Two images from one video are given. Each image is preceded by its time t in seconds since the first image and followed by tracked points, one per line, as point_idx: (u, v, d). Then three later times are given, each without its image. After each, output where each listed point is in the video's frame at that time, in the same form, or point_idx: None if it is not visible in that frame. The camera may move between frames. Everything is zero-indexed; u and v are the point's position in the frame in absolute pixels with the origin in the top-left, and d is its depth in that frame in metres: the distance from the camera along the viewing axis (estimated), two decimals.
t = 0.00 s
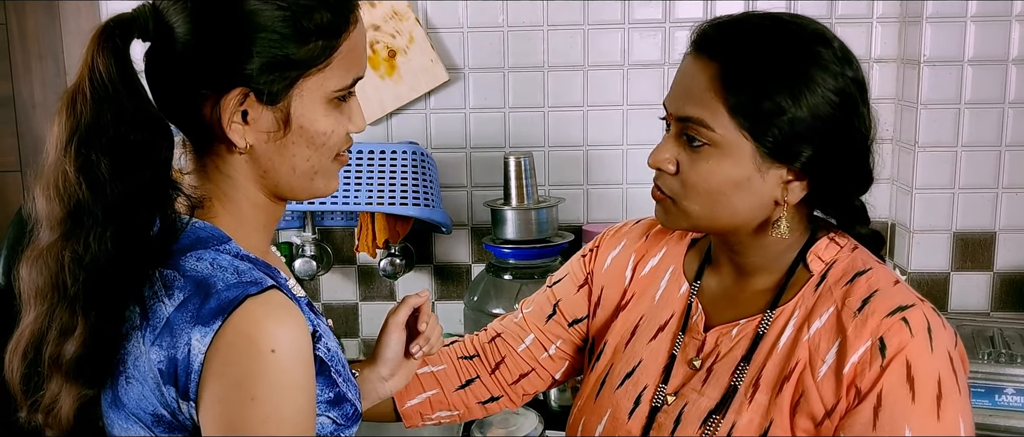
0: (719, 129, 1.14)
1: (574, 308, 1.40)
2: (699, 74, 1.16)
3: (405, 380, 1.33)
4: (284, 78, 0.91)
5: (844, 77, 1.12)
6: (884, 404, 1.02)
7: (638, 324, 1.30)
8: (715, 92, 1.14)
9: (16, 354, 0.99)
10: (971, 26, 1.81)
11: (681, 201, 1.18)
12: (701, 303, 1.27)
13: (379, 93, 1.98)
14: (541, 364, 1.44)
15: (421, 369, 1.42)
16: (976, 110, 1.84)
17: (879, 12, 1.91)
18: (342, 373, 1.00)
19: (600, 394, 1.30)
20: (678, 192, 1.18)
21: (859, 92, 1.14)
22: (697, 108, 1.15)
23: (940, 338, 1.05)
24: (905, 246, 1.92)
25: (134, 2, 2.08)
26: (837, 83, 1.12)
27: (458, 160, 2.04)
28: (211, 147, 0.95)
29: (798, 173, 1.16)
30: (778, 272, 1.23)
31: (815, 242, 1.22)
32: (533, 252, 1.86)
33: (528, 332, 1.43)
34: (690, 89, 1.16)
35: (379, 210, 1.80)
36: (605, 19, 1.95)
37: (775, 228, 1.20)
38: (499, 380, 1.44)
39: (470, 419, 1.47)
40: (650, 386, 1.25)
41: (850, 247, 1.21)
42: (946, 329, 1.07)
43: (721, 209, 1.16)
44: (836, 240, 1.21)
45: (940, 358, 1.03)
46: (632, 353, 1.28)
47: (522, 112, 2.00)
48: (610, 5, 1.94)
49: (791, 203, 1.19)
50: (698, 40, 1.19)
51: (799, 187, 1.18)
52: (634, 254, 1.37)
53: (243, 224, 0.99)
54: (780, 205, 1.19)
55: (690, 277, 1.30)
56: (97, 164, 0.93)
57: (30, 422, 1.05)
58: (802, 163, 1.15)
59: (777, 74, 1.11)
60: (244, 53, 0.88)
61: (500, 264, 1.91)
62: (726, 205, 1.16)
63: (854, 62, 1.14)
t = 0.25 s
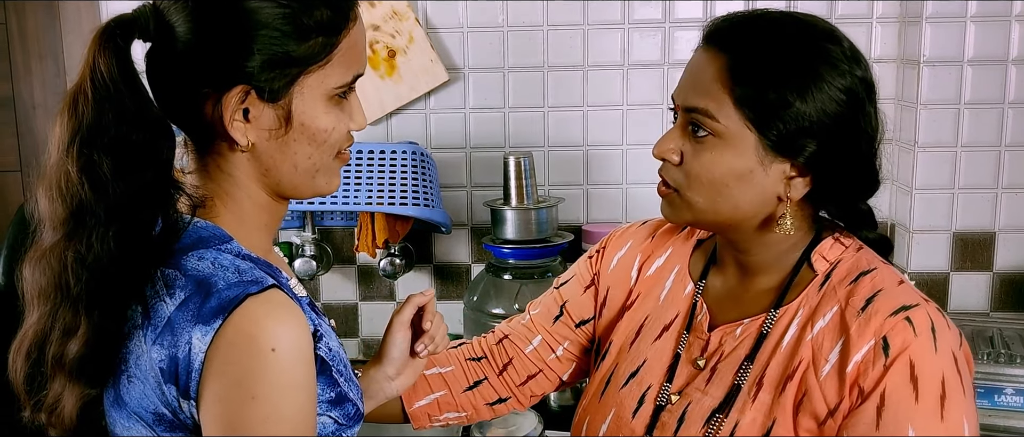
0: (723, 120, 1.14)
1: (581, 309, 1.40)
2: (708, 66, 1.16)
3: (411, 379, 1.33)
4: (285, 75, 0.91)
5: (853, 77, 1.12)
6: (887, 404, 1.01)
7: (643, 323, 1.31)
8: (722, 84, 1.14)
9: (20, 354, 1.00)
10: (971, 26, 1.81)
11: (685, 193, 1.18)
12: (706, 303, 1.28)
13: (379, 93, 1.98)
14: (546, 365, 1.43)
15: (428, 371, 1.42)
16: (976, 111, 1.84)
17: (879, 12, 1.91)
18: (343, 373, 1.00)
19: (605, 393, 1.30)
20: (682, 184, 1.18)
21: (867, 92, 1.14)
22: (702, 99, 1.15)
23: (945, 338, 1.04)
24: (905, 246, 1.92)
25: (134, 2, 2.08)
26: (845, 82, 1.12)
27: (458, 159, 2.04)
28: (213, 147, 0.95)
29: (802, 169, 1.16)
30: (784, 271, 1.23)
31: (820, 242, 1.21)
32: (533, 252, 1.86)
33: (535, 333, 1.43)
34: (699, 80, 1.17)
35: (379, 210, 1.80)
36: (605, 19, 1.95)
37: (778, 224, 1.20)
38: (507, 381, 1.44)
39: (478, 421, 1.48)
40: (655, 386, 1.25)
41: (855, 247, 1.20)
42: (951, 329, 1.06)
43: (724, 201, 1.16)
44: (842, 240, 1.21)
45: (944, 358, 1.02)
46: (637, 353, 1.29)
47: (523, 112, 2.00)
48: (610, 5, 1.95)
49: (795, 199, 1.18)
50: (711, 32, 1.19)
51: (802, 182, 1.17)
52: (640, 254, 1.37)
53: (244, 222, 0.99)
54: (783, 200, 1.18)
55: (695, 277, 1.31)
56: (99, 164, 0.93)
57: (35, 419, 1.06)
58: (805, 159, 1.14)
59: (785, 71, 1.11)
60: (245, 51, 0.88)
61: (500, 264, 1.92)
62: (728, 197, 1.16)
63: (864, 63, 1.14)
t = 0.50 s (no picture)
0: (729, 118, 1.14)
1: (584, 309, 1.40)
2: (712, 64, 1.16)
3: (415, 379, 1.33)
4: (286, 73, 0.91)
5: (857, 75, 1.12)
6: (890, 402, 1.02)
7: (647, 323, 1.30)
8: (726, 82, 1.14)
9: (23, 355, 0.99)
10: (971, 26, 1.81)
11: (690, 191, 1.18)
12: (710, 301, 1.28)
13: (379, 93, 1.98)
14: (548, 365, 1.43)
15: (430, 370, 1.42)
16: (977, 111, 1.84)
17: (879, 12, 1.91)
18: (345, 372, 1.00)
19: (609, 392, 1.30)
20: (687, 182, 1.18)
21: (872, 90, 1.14)
22: (707, 97, 1.16)
23: (948, 337, 1.04)
24: (905, 246, 1.92)
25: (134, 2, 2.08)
26: (849, 80, 1.12)
27: (458, 159, 2.04)
28: (213, 146, 0.95)
29: (807, 167, 1.16)
30: (787, 269, 1.23)
31: (824, 241, 1.21)
32: (533, 253, 1.86)
33: (539, 333, 1.43)
34: (703, 79, 1.17)
35: (379, 210, 1.80)
36: (605, 19, 1.95)
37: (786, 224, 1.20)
38: (510, 381, 1.43)
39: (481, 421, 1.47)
40: (659, 385, 1.25)
41: (859, 245, 1.20)
42: (955, 328, 1.06)
43: (728, 198, 1.16)
44: (845, 239, 1.21)
45: (948, 357, 1.02)
46: (641, 352, 1.28)
47: (523, 112, 2.00)
48: (610, 5, 1.95)
49: (800, 198, 1.18)
50: (715, 31, 1.20)
51: (807, 180, 1.17)
52: (644, 253, 1.37)
53: (246, 221, 0.98)
54: (789, 199, 1.18)
55: (698, 277, 1.31)
56: (101, 164, 0.93)
57: (37, 420, 1.06)
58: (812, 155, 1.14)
59: (789, 69, 1.11)
60: (245, 49, 0.88)
61: (500, 264, 1.92)
62: (734, 195, 1.16)
63: (868, 61, 1.14)
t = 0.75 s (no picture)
0: (730, 117, 1.14)
1: (585, 310, 1.40)
2: (713, 64, 1.17)
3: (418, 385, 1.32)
4: (284, 70, 0.91)
5: (857, 73, 1.12)
6: (891, 401, 1.02)
7: (648, 323, 1.30)
8: (727, 81, 1.15)
9: (23, 357, 0.99)
10: (972, 26, 1.81)
11: (691, 190, 1.18)
12: (711, 301, 1.28)
13: (379, 93, 1.98)
14: (549, 365, 1.43)
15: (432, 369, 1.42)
16: (977, 111, 1.84)
17: (879, 12, 1.91)
18: (345, 372, 1.00)
19: (610, 392, 1.30)
20: (689, 182, 1.18)
21: (872, 88, 1.15)
22: (708, 96, 1.16)
23: (949, 336, 1.04)
24: (905, 246, 1.92)
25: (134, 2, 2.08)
26: (850, 79, 1.12)
27: (458, 159, 2.04)
28: (212, 145, 0.95)
29: (808, 165, 1.16)
30: (788, 269, 1.23)
31: (825, 241, 1.21)
32: (533, 253, 1.86)
33: (539, 333, 1.43)
34: (704, 79, 1.17)
35: (379, 210, 1.80)
36: (606, 19, 1.95)
37: (791, 222, 1.19)
38: (510, 381, 1.43)
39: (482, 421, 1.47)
40: (660, 384, 1.25)
41: (859, 245, 1.20)
42: (955, 328, 1.06)
43: (729, 197, 1.16)
44: (846, 239, 1.21)
45: (948, 356, 1.02)
46: (641, 352, 1.29)
47: (523, 113, 2.00)
48: (611, 5, 1.95)
49: (802, 196, 1.18)
50: (716, 31, 1.20)
51: (808, 179, 1.17)
52: (645, 253, 1.37)
53: (246, 220, 0.98)
54: (791, 197, 1.18)
55: (699, 277, 1.31)
56: (100, 164, 0.93)
57: (37, 423, 1.04)
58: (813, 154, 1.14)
59: (790, 68, 1.11)
60: (242, 46, 0.88)
61: (501, 264, 1.92)
62: (735, 194, 1.16)
63: (868, 60, 1.14)
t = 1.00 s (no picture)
0: (728, 116, 1.14)
1: (584, 310, 1.40)
2: (711, 64, 1.16)
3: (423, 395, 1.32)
4: (279, 58, 0.91)
5: (854, 73, 1.13)
6: (886, 400, 1.02)
7: (646, 322, 1.31)
8: (725, 82, 1.14)
9: (20, 356, 0.99)
10: (974, 26, 1.81)
11: (690, 190, 1.18)
12: (708, 301, 1.28)
13: (380, 93, 1.99)
14: (548, 365, 1.43)
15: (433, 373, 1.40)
16: (978, 111, 1.84)
17: (880, 12, 1.91)
18: (341, 375, 1.00)
19: (607, 391, 1.30)
20: (687, 182, 1.18)
21: (869, 88, 1.15)
22: (706, 97, 1.16)
23: (945, 335, 1.04)
24: (906, 247, 1.92)
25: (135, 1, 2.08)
26: (847, 79, 1.12)
27: (459, 159, 2.04)
28: (210, 142, 0.95)
29: (807, 165, 1.16)
30: (785, 268, 1.23)
31: (822, 239, 1.22)
32: (534, 253, 1.86)
33: (538, 334, 1.43)
34: (701, 80, 1.17)
35: (380, 211, 1.80)
36: (607, 20, 1.95)
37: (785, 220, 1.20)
38: (510, 383, 1.43)
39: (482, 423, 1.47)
40: (657, 384, 1.24)
41: (856, 245, 1.20)
42: (951, 327, 1.06)
43: (728, 197, 1.16)
44: (842, 239, 1.21)
45: (944, 355, 1.02)
46: (639, 352, 1.29)
47: (525, 113, 2.00)
48: (612, 5, 1.95)
49: (798, 197, 1.18)
50: (713, 31, 1.19)
51: (806, 178, 1.17)
52: (643, 254, 1.37)
53: (245, 217, 0.98)
54: (788, 196, 1.18)
55: (697, 277, 1.31)
56: (97, 162, 0.93)
57: (34, 420, 1.05)
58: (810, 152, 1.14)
59: (787, 69, 1.11)
60: (236, 34, 0.89)
61: (502, 264, 1.92)
62: (732, 194, 1.16)
63: (865, 59, 1.15)
